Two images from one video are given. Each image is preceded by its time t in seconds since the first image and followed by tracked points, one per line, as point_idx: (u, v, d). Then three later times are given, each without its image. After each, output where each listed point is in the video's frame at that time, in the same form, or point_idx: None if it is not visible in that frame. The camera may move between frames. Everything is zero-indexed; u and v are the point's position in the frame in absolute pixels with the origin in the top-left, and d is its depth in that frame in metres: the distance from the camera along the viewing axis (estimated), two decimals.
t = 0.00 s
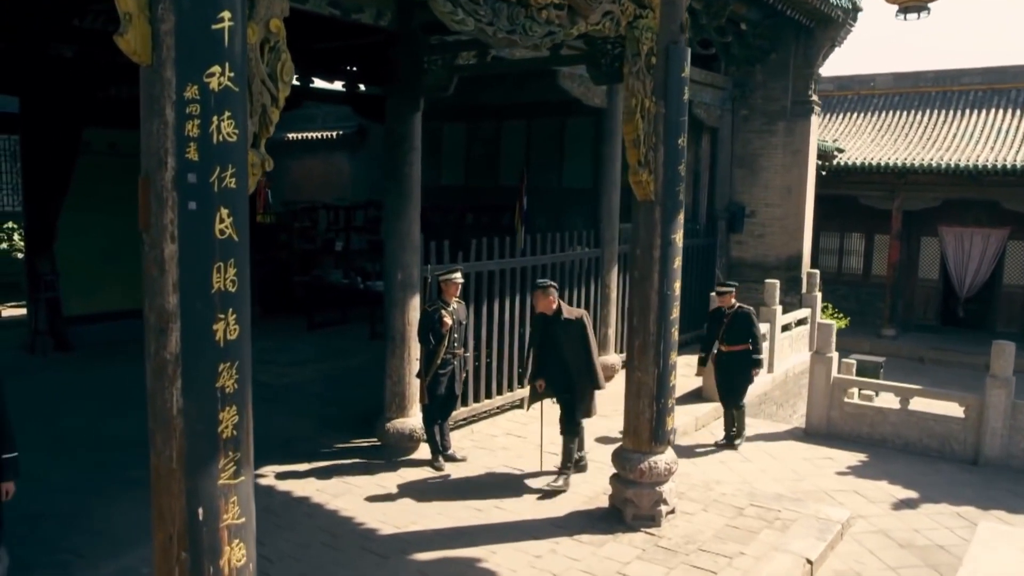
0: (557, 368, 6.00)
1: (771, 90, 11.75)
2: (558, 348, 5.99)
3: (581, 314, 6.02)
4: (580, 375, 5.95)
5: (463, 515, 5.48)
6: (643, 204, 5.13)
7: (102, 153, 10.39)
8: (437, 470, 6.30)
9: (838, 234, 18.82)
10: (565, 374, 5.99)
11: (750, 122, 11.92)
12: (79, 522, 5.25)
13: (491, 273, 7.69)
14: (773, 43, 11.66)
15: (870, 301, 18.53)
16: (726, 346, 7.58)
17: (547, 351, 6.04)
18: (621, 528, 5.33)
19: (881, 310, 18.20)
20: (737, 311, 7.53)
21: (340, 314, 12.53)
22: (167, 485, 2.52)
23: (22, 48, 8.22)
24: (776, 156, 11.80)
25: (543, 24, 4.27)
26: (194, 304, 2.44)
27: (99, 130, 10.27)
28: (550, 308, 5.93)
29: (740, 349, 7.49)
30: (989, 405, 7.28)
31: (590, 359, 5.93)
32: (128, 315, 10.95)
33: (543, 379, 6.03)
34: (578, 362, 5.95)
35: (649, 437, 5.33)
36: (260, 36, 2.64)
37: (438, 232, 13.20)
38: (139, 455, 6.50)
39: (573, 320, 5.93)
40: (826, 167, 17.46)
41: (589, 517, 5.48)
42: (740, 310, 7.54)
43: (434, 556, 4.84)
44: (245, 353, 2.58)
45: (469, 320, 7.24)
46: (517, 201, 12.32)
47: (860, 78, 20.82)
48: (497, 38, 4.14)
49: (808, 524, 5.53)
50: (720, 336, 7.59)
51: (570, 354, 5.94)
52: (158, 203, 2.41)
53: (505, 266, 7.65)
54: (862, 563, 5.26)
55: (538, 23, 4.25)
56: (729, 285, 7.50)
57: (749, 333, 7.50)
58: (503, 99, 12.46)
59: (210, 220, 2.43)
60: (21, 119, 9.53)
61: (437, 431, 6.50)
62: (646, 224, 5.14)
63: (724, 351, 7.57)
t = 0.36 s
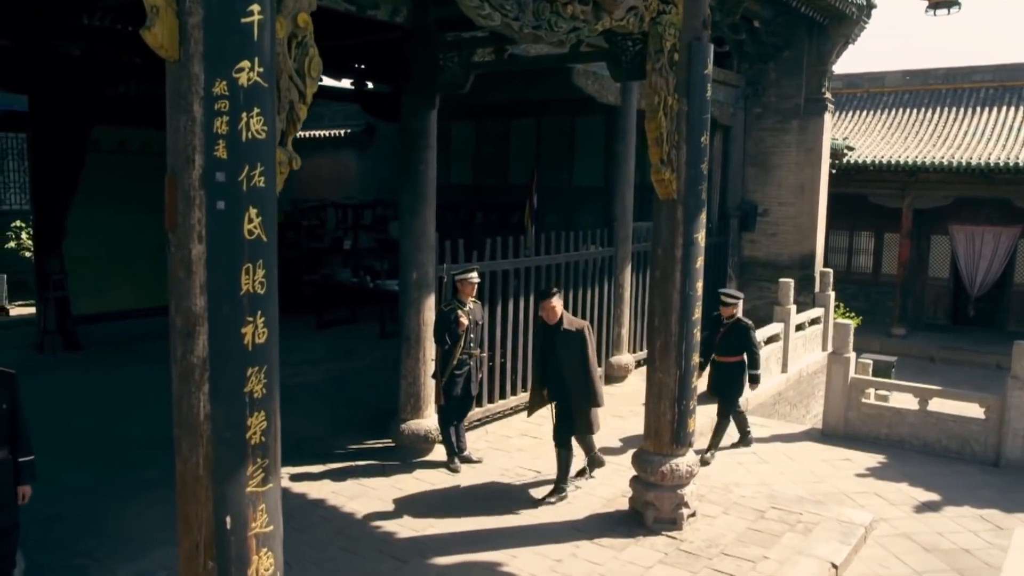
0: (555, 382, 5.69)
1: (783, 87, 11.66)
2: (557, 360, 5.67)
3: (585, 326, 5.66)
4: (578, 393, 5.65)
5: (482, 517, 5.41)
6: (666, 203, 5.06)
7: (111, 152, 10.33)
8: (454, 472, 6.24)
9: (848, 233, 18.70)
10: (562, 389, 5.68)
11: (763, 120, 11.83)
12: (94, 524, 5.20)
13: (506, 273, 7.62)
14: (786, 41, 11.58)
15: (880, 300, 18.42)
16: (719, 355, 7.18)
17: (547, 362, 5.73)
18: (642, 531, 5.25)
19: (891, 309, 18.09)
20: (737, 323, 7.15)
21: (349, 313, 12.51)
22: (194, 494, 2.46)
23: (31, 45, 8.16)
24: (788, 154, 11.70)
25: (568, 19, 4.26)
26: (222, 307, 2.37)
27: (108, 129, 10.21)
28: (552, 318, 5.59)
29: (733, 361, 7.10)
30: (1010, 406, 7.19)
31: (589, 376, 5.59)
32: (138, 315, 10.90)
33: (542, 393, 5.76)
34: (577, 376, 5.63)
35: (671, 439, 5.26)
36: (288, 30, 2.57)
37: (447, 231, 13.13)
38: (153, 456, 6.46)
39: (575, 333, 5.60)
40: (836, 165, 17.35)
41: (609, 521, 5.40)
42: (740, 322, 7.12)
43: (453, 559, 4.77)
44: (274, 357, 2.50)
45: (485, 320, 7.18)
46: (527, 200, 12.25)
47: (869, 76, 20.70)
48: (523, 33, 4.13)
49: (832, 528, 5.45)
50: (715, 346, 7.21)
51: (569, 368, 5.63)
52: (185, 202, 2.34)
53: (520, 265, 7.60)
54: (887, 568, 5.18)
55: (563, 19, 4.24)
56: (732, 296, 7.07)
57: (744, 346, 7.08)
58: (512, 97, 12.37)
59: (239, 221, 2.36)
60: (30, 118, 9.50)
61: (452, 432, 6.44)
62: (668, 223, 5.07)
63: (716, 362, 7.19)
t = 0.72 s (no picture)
0: (558, 381, 5.56)
1: (803, 85, 11.53)
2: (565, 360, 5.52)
3: (599, 329, 5.47)
4: (576, 398, 5.42)
5: (506, 520, 5.34)
6: (695, 203, 4.98)
7: (126, 149, 10.30)
8: (475, 474, 6.18)
9: (864, 232, 18.51)
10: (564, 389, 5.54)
11: (782, 117, 11.71)
12: (116, 525, 5.16)
13: (526, 271, 7.56)
14: (805, 38, 11.46)
15: (896, 300, 18.23)
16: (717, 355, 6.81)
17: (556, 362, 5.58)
18: (669, 535, 5.18)
19: (908, 309, 17.91)
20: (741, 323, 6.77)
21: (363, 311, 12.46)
22: (229, 501, 2.39)
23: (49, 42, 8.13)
24: (808, 152, 11.57)
25: (600, 14, 4.27)
26: (258, 309, 2.30)
27: (123, 126, 10.16)
28: (565, 317, 5.43)
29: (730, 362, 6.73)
30: None
31: (591, 380, 5.36)
32: (153, 313, 10.91)
33: (545, 390, 5.63)
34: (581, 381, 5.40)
35: (698, 441, 5.18)
36: (325, 23, 2.50)
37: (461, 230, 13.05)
38: (172, 456, 6.43)
39: (587, 333, 5.40)
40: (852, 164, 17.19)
41: (635, 524, 5.33)
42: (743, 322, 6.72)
43: (479, 563, 4.70)
44: (310, 360, 2.43)
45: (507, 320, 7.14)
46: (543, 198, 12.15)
47: (885, 73, 20.52)
48: (556, 28, 4.11)
49: (862, 532, 5.35)
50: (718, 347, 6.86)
51: (574, 369, 5.41)
52: (220, 201, 2.26)
53: (539, 263, 7.56)
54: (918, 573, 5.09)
55: (595, 14, 4.24)
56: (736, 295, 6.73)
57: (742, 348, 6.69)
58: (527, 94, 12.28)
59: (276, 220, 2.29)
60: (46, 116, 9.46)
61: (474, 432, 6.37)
62: (697, 221, 4.99)
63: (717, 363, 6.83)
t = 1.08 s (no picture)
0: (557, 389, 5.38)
1: (823, 81, 11.41)
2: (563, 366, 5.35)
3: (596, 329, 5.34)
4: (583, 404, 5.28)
5: (530, 522, 5.27)
6: (724, 200, 4.90)
7: (142, 146, 10.29)
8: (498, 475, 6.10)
9: (881, 229, 18.32)
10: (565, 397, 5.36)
11: (802, 115, 11.60)
12: (138, 525, 5.13)
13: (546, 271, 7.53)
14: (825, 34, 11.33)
15: (914, 299, 17.84)
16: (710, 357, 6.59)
17: (550, 369, 5.40)
18: (696, 539, 5.10)
19: (926, 308, 17.73)
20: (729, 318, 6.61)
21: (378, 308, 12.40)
22: (265, 507, 2.32)
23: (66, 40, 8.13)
24: (828, 150, 11.45)
25: (633, 9, 4.47)
26: (296, 311, 2.23)
27: (139, 123, 10.14)
28: (561, 322, 5.26)
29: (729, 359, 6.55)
30: None
31: (599, 382, 5.25)
32: (168, 310, 10.88)
33: (536, 399, 5.42)
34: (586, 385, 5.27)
35: (727, 443, 5.09)
36: (362, 16, 2.42)
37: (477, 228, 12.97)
38: (191, 457, 6.39)
39: (587, 337, 5.24)
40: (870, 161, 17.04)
41: (662, 528, 5.25)
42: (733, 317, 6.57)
43: (505, 567, 4.63)
44: (348, 363, 2.36)
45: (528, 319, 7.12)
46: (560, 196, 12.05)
47: (903, 70, 20.33)
48: (589, 23, 4.37)
49: (893, 537, 5.26)
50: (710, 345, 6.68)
51: (579, 375, 5.26)
52: (257, 200, 2.20)
53: (559, 262, 7.54)
54: None
55: (628, 9, 4.45)
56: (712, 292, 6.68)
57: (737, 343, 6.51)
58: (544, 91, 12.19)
59: (314, 219, 2.22)
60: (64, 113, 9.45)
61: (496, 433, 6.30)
62: (726, 220, 4.91)
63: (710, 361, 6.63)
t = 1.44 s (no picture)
0: (547, 391, 5.21)
1: (844, 78, 11.28)
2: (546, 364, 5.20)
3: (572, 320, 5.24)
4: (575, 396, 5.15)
5: (555, 526, 5.19)
6: (755, 199, 4.81)
7: (159, 144, 10.22)
8: (521, 477, 6.02)
9: (899, 228, 18.14)
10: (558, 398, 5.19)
11: (822, 112, 11.47)
12: (159, 527, 5.09)
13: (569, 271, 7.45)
14: (847, 31, 11.17)
15: (931, 298, 17.76)
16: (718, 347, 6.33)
17: (535, 370, 5.25)
18: (725, 544, 5.02)
19: (945, 307, 17.54)
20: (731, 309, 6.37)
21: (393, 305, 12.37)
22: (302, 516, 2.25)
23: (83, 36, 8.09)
24: (848, 148, 11.33)
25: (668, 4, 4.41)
26: (335, 314, 2.16)
27: (156, 121, 10.08)
28: (537, 320, 5.11)
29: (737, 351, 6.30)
30: None
31: (587, 372, 5.16)
32: (185, 308, 10.83)
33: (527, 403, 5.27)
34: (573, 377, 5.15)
35: (756, 446, 5.00)
36: (402, 9, 2.35)
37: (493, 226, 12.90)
38: (211, 458, 6.35)
39: (567, 328, 5.15)
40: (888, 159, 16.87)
41: (690, 532, 5.17)
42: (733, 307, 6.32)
43: (532, 572, 4.56)
44: (387, 368, 2.29)
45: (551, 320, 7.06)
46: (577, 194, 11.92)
47: (921, 67, 20.13)
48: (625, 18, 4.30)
49: (925, 543, 5.16)
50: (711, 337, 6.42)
51: (563, 370, 5.13)
52: (295, 199, 2.13)
53: (582, 261, 7.45)
54: None
55: (663, 5, 4.39)
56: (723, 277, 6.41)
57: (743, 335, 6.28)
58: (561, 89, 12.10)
59: (354, 219, 2.15)
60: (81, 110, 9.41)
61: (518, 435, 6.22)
62: (756, 220, 4.83)
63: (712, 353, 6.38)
